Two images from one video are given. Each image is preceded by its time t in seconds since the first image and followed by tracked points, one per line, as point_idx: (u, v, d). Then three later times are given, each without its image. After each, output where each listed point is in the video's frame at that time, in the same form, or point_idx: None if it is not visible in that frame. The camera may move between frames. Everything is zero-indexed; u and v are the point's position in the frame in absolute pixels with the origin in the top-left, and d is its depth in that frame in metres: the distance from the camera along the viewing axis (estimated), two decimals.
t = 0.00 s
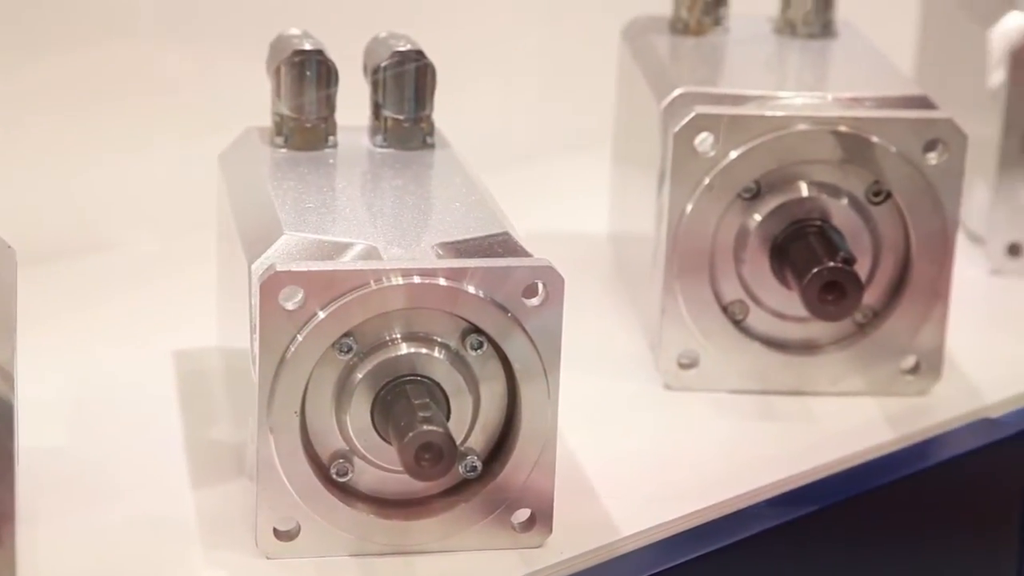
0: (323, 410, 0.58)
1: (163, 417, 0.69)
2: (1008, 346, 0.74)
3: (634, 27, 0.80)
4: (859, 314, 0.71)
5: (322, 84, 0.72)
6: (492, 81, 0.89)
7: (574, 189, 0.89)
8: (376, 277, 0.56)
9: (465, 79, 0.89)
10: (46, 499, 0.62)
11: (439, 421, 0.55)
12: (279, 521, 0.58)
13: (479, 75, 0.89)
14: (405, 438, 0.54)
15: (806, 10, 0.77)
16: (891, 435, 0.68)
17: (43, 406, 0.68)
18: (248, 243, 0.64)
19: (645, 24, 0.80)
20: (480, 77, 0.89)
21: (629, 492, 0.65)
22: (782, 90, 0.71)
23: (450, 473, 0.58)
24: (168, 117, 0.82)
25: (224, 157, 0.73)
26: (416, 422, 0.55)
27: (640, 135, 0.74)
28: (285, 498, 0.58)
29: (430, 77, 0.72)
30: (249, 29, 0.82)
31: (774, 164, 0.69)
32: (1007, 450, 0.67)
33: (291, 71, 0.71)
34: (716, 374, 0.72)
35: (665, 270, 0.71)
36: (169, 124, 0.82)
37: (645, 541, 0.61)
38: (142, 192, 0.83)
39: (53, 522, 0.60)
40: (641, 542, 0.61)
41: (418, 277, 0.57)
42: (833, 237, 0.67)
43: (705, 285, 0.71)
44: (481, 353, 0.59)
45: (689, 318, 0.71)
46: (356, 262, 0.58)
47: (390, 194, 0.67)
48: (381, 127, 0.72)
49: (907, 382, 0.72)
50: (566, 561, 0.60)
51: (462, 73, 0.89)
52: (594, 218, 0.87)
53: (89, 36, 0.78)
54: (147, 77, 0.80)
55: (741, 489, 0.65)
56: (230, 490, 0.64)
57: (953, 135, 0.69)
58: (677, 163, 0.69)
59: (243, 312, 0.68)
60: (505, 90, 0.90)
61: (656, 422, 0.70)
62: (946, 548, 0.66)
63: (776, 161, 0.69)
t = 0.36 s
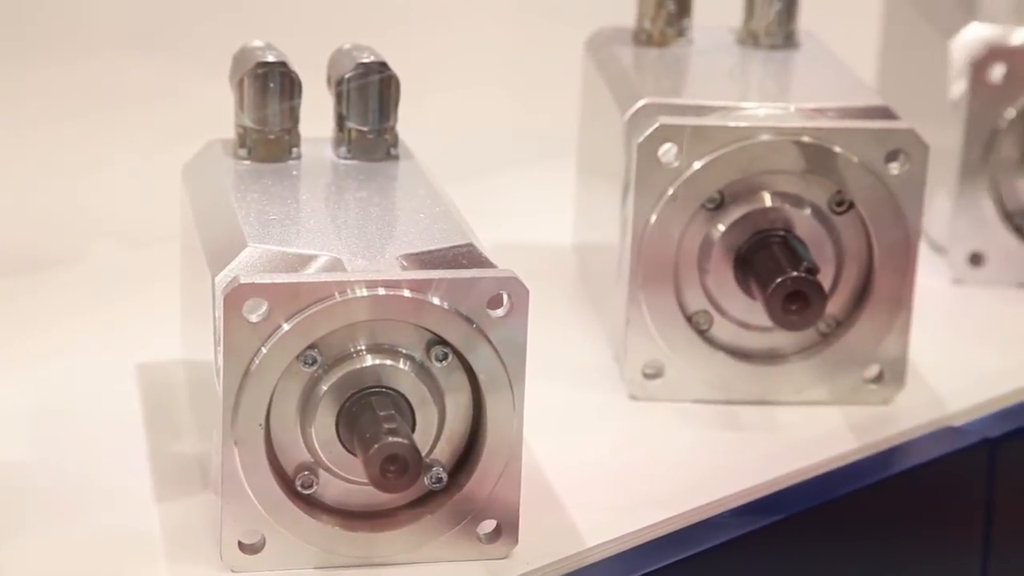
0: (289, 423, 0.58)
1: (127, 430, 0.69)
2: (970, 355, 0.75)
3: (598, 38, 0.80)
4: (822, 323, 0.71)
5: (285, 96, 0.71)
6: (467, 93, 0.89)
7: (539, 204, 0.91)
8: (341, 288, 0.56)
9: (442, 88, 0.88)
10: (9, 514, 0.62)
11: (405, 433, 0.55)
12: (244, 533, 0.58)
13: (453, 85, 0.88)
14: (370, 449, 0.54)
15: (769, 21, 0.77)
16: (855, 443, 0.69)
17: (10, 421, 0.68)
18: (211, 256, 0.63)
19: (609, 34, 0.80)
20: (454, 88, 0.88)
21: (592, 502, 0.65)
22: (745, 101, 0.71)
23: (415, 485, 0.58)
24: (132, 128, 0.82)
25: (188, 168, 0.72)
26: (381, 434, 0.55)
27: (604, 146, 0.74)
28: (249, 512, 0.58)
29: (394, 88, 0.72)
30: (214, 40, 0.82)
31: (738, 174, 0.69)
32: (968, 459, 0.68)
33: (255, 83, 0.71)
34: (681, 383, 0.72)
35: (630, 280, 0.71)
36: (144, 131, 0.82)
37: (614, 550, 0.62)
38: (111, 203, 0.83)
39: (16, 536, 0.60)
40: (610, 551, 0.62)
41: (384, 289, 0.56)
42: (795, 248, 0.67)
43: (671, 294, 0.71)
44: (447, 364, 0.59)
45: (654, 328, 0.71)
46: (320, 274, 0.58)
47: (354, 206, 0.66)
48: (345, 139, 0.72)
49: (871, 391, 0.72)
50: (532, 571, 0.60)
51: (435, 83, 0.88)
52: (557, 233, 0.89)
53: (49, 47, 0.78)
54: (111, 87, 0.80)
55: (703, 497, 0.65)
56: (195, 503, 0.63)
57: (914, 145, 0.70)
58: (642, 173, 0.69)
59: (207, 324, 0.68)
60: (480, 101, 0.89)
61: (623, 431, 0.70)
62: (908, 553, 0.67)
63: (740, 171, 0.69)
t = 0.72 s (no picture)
0: (250, 432, 0.57)
1: (87, 440, 0.68)
2: (931, 360, 0.75)
3: (560, 45, 0.80)
4: (783, 329, 0.71)
5: (246, 105, 0.71)
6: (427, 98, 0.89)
7: (495, 205, 0.93)
8: (302, 297, 0.56)
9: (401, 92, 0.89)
10: None
11: (368, 442, 0.55)
12: (206, 542, 0.57)
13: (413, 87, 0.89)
14: (333, 458, 0.54)
15: (729, 29, 0.78)
16: (817, 449, 0.69)
17: None
18: (172, 266, 0.63)
19: (570, 42, 0.80)
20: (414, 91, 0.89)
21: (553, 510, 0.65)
22: (705, 108, 0.71)
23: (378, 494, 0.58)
24: (94, 138, 0.81)
25: (148, 178, 0.72)
26: (343, 443, 0.54)
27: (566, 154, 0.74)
28: (210, 521, 0.57)
29: (355, 97, 0.72)
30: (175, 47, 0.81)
31: (699, 182, 0.69)
32: (930, 463, 0.67)
33: (215, 92, 0.70)
34: (643, 390, 0.72)
35: (593, 287, 0.71)
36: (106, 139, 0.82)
37: (576, 558, 0.62)
38: (75, 210, 0.82)
39: None
40: (572, 559, 0.62)
41: (345, 297, 0.56)
42: (756, 253, 0.67)
43: (633, 301, 0.71)
44: (409, 372, 0.58)
45: (616, 335, 0.71)
46: (281, 282, 0.57)
47: (315, 214, 0.66)
48: (306, 147, 0.72)
49: (832, 398, 0.72)
50: None
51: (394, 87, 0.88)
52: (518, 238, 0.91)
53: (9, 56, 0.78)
54: (73, 95, 0.80)
55: (662, 505, 0.65)
56: (154, 513, 0.63)
57: (873, 152, 0.70)
58: (603, 181, 0.69)
59: (167, 333, 0.67)
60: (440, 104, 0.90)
61: (586, 438, 0.70)
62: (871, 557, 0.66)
63: (702, 179, 0.69)
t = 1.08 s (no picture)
0: (211, 440, 0.57)
1: (46, 450, 0.68)
2: (893, 364, 0.75)
3: (521, 50, 0.80)
4: (744, 334, 0.72)
5: (206, 111, 0.71)
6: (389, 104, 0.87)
7: (456, 210, 0.91)
8: (263, 303, 0.56)
9: (366, 98, 0.87)
10: None
11: (329, 448, 0.55)
12: (166, 551, 0.57)
13: (377, 95, 0.87)
14: (294, 465, 0.53)
15: (688, 34, 0.78)
16: (778, 453, 0.69)
17: None
18: (131, 274, 0.63)
19: (530, 48, 0.80)
20: (374, 95, 0.87)
21: (514, 516, 0.64)
22: (666, 114, 0.71)
23: (340, 501, 0.58)
24: (51, 146, 0.80)
25: (109, 187, 0.72)
26: (304, 450, 0.54)
27: (527, 160, 0.74)
28: (170, 529, 0.57)
29: (316, 103, 0.72)
30: (134, 54, 0.81)
31: (660, 187, 0.69)
32: (891, 467, 0.67)
33: (174, 99, 0.70)
34: (605, 396, 0.72)
35: (554, 293, 0.71)
36: (62, 147, 0.80)
37: (538, 564, 0.61)
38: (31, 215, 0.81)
39: None
40: (535, 565, 0.61)
41: (306, 303, 0.56)
42: (718, 258, 0.67)
43: (595, 307, 0.71)
44: (370, 378, 0.58)
45: (578, 341, 0.71)
46: (241, 288, 0.57)
47: (275, 221, 0.66)
48: (266, 154, 0.71)
49: (793, 402, 0.72)
50: None
51: (359, 95, 0.87)
52: (479, 231, 0.91)
53: None
54: (32, 104, 0.79)
55: (621, 512, 0.65)
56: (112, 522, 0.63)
57: (833, 157, 0.70)
58: (564, 187, 0.69)
59: (127, 341, 0.67)
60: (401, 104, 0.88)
61: (550, 444, 0.70)
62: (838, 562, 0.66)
63: (663, 184, 0.69)
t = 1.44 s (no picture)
0: (171, 447, 0.56)
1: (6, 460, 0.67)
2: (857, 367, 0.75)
3: (482, 56, 0.80)
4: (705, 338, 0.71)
5: (165, 117, 0.71)
6: (352, 112, 0.88)
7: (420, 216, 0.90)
8: (224, 310, 0.55)
9: (329, 107, 0.87)
10: None
11: (291, 455, 0.54)
12: (127, 560, 0.56)
13: (340, 103, 0.87)
14: (255, 472, 0.53)
15: (649, 39, 0.78)
16: (739, 457, 0.69)
17: None
18: (90, 280, 0.62)
19: (490, 53, 0.80)
20: (337, 102, 0.87)
21: (477, 522, 0.64)
22: (627, 118, 0.71)
23: (301, 507, 0.57)
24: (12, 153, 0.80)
25: (68, 195, 0.72)
26: (265, 456, 0.54)
27: (489, 165, 0.74)
28: (130, 537, 0.56)
29: (276, 108, 0.72)
30: (94, 62, 0.80)
31: (621, 192, 0.69)
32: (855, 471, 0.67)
33: (133, 105, 0.70)
34: (568, 401, 0.72)
35: (516, 298, 0.70)
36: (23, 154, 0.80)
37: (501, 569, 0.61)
38: None
39: None
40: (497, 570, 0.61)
41: (267, 309, 0.56)
42: (678, 262, 0.68)
43: (556, 312, 0.71)
44: (332, 385, 0.58)
45: (539, 346, 0.71)
46: (201, 295, 0.57)
47: (236, 227, 0.66)
48: (226, 160, 0.71)
49: (755, 406, 0.72)
50: None
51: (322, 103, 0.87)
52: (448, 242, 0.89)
53: None
54: None
55: (582, 516, 0.65)
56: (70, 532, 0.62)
57: (793, 162, 0.70)
58: (525, 192, 0.69)
59: (85, 349, 0.66)
60: (365, 113, 0.88)
61: (513, 450, 0.70)
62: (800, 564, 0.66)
63: (625, 189, 0.69)
